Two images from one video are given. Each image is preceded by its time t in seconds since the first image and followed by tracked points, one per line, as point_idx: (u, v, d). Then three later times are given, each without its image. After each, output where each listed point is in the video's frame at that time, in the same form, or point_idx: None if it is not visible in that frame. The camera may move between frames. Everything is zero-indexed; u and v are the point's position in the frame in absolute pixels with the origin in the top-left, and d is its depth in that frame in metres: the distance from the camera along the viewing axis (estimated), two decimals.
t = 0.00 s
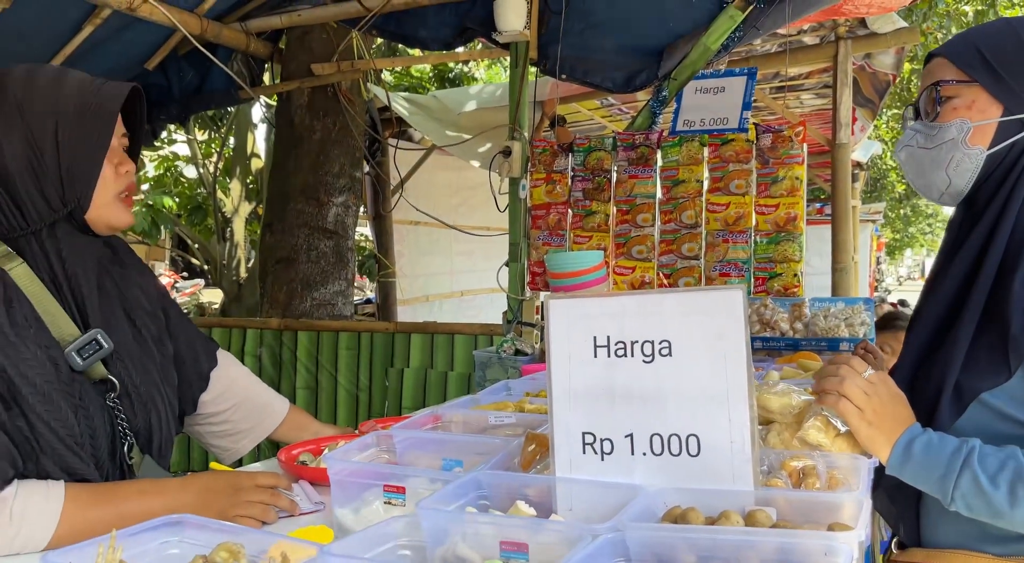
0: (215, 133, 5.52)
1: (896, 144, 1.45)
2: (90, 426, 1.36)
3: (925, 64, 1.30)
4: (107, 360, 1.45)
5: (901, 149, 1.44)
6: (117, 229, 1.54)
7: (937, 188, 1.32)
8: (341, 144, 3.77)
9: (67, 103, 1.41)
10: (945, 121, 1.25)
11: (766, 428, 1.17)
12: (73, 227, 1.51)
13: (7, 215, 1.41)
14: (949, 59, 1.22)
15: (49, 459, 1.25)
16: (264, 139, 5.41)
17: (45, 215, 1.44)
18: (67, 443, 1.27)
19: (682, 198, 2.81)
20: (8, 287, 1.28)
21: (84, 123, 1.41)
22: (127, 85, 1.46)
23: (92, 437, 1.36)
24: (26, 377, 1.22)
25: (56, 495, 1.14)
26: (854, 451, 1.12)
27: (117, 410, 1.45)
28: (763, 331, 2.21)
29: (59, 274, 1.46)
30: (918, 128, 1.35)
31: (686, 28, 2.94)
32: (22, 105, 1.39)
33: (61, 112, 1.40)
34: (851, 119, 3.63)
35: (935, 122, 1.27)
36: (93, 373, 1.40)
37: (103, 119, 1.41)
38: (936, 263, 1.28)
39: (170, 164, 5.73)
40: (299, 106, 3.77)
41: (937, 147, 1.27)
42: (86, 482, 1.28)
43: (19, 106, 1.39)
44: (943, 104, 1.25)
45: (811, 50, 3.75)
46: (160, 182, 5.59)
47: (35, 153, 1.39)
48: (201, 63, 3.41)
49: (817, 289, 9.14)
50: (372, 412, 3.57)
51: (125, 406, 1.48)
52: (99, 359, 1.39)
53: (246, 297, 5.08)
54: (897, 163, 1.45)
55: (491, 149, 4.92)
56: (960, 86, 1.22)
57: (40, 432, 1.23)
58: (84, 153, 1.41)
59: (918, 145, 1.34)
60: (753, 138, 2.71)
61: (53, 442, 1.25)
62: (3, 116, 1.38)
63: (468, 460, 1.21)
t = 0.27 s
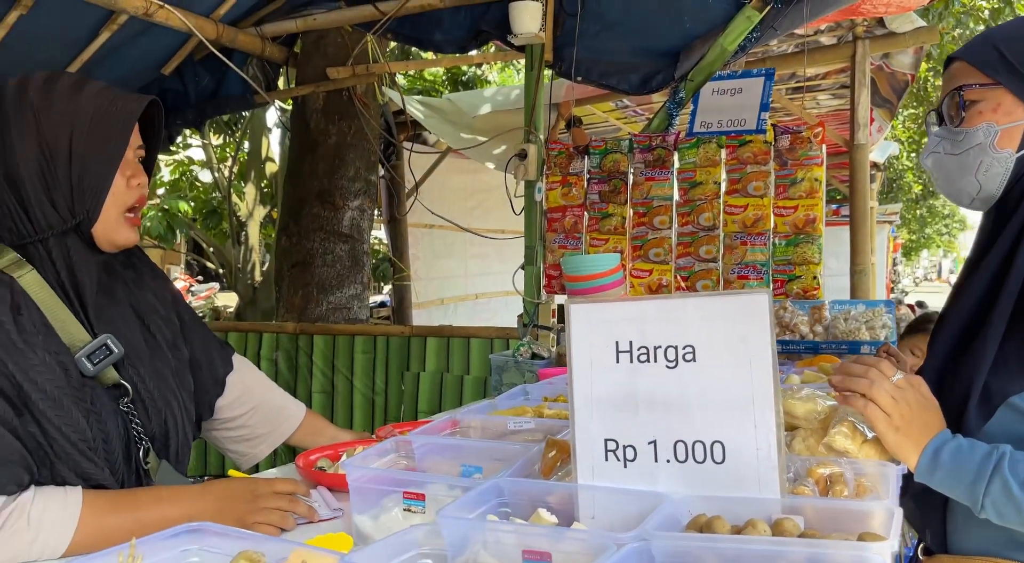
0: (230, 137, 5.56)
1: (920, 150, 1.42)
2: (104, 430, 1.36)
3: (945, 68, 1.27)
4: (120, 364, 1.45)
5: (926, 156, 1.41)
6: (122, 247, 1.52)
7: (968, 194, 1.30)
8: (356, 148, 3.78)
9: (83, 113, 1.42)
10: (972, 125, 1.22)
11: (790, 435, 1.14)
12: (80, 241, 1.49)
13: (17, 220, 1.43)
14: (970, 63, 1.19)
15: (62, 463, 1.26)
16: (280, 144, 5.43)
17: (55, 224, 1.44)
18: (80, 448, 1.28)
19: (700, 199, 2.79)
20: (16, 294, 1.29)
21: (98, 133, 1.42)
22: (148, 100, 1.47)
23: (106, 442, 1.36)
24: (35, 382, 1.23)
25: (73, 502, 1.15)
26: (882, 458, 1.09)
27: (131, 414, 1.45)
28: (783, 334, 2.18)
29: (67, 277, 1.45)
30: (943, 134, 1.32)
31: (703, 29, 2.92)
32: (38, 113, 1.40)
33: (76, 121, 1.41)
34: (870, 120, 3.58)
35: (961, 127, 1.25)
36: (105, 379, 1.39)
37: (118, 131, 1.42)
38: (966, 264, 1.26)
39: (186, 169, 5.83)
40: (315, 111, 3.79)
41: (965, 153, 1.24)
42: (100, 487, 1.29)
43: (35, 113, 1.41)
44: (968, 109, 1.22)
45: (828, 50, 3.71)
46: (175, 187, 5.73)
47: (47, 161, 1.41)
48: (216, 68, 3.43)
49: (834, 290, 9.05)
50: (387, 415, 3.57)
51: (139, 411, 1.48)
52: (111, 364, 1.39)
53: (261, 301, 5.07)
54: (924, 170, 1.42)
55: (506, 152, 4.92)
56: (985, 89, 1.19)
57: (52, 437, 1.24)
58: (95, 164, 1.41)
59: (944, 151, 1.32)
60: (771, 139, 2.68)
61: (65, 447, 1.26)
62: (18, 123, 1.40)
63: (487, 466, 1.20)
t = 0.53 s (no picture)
0: (244, 140, 5.60)
1: (934, 149, 1.45)
2: (123, 431, 1.37)
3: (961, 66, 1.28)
4: (138, 366, 1.47)
5: (939, 155, 1.44)
6: (141, 238, 1.54)
7: (983, 192, 1.33)
8: (369, 150, 3.79)
9: (95, 112, 1.43)
10: (986, 124, 1.25)
11: (806, 435, 1.13)
12: (99, 237, 1.51)
13: (37, 223, 1.44)
14: (986, 59, 1.21)
15: (81, 464, 1.28)
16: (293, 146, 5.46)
17: (73, 225, 1.45)
18: (100, 449, 1.30)
19: (714, 200, 2.78)
20: (38, 296, 1.32)
21: (110, 132, 1.43)
22: (154, 98, 1.49)
23: (125, 442, 1.37)
24: (54, 383, 1.25)
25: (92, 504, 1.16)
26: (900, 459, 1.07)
27: (148, 416, 1.45)
28: (798, 334, 2.17)
29: (87, 281, 1.47)
30: (958, 132, 1.33)
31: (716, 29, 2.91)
32: (52, 114, 1.42)
33: (88, 121, 1.43)
34: (885, 118, 3.55)
35: (976, 125, 1.27)
36: (125, 380, 1.40)
37: (126, 130, 1.43)
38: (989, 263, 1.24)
39: (201, 171, 5.91)
40: (328, 113, 3.81)
41: (980, 151, 1.28)
42: (120, 489, 1.31)
43: (48, 114, 1.42)
44: (983, 106, 1.24)
45: (842, 49, 3.68)
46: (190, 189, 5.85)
47: (62, 161, 1.42)
48: (230, 71, 3.45)
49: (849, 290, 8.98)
50: (401, 416, 3.58)
51: (157, 412, 1.49)
52: (129, 365, 1.40)
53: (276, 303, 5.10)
54: (938, 169, 1.45)
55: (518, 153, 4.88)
56: (999, 87, 1.21)
57: (71, 437, 1.26)
58: (109, 163, 1.43)
59: (959, 150, 1.34)
60: (785, 138, 2.67)
61: (85, 447, 1.28)
62: (33, 124, 1.42)
63: (502, 467, 1.20)
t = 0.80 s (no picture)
0: (253, 140, 5.63)
1: (943, 141, 1.44)
2: (132, 429, 1.39)
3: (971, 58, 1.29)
4: (145, 365, 1.48)
5: (947, 147, 1.43)
6: (147, 243, 1.55)
7: (990, 186, 1.34)
8: (377, 149, 3.81)
9: (104, 115, 1.45)
10: (997, 116, 1.26)
11: (812, 433, 1.13)
12: (100, 238, 1.52)
13: (46, 224, 1.45)
14: (999, 52, 1.21)
15: (90, 462, 1.29)
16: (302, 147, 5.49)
17: (81, 227, 1.47)
18: (108, 447, 1.31)
19: (722, 198, 2.77)
20: (46, 296, 1.34)
21: (119, 136, 1.45)
22: (164, 102, 1.51)
23: (134, 441, 1.38)
24: (61, 383, 1.26)
25: (100, 503, 1.18)
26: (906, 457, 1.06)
27: (156, 414, 1.48)
28: (806, 332, 2.16)
29: (95, 280, 1.49)
30: (965, 124, 1.34)
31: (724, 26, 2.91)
32: (62, 117, 1.44)
33: (98, 124, 1.45)
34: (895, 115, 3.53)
35: (986, 118, 1.28)
36: (132, 379, 1.43)
37: (135, 136, 1.46)
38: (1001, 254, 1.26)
39: (211, 172, 5.96)
40: (335, 113, 3.81)
41: (989, 143, 1.28)
42: (127, 486, 1.32)
43: (58, 116, 1.45)
44: (994, 99, 1.26)
45: (851, 46, 3.66)
46: (201, 190, 5.85)
47: (72, 163, 1.44)
48: (239, 71, 3.47)
49: (860, 288, 8.92)
50: (410, 415, 3.59)
51: (165, 411, 1.51)
52: (137, 364, 1.43)
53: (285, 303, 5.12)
54: (947, 160, 1.43)
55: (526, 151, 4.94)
56: (1011, 80, 1.22)
57: (79, 436, 1.27)
58: (118, 166, 1.45)
59: (967, 143, 1.34)
60: (793, 136, 2.65)
61: (93, 446, 1.29)
62: (43, 127, 1.44)
63: (507, 466, 1.20)
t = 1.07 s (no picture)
0: (261, 140, 5.66)
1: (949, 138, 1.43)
2: (141, 427, 1.40)
3: (977, 55, 1.29)
4: (155, 362, 1.50)
5: (953, 144, 1.43)
6: (157, 240, 1.60)
7: (997, 182, 1.34)
8: (384, 148, 3.81)
9: (116, 116, 1.48)
10: (1003, 112, 1.26)
11: (817, 430, 1.13)
12: (113, 236, 1.53)
13: (56, 222, 1.47)
14: (1005, 49, 1.21)
15: (99, 459, 1.30)
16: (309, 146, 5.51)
17: (93, 224, 1.49)
18: (117, 445, 1.32)
19: (728, 195, 2.75)
20: (55, 295, 1.35)
21: (129, 136, 1.48)
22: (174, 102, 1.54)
23: (142, 438, 1.40)
24: (71, 381, 1.28)
25: (110, 501, 1.19)
26: (912, 455, 1.06)
27: (165, 412, 1.49)
28: (813, 330, 2.15)
29: (103, 272, 1.48)
30: (973, 121, 1.34)
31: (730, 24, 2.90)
32: (73, 116, 1.46)
33: (110, 125, 1.47)
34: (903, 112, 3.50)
35: (992, 115, 1.28)
36: (141, 378, 1.43)
37: (149, 135, 1.49)
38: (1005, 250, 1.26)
39: (219, 171, 5.99)
40: (342, 112, 3.83)
41: (995, 139, 1.28)
42: (135, 482, 1.33)
43: (70, 115, 1.46)
44: (1000, 95, 1.26)
45: (858, 43, 3.64)
46: (209, 189, 5.89)
47: (84, 162, 1.46)
48: (247, 70, 3.48)
49: (868, 286, 8.87)
50: (417, 414, 3.60)
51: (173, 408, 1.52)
52: (146, 361, 1.43)
53: (293, 301, 5.14)
54: (952, 157, 1.42)
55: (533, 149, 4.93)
56: (1016, 76, 1.22)
57: (90, 433, 1.29)
58: (131, 165, 1.48)
59: (973, 139, 1.34)
60: (799, 133, 2.64)
61: (102, 443, 1.30)
62: (54, 125, 1.46)
63: (513, 463, 1.21)
